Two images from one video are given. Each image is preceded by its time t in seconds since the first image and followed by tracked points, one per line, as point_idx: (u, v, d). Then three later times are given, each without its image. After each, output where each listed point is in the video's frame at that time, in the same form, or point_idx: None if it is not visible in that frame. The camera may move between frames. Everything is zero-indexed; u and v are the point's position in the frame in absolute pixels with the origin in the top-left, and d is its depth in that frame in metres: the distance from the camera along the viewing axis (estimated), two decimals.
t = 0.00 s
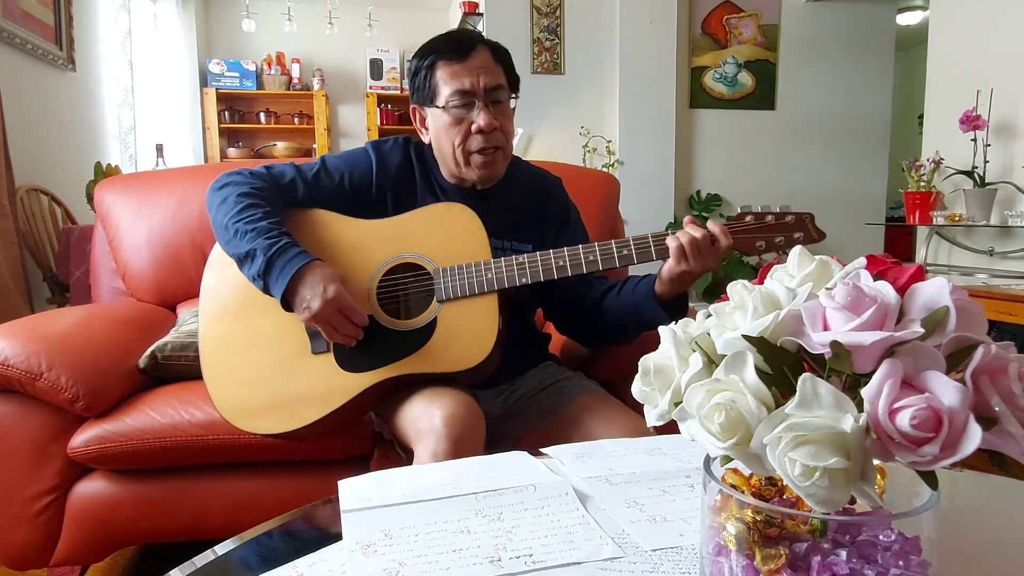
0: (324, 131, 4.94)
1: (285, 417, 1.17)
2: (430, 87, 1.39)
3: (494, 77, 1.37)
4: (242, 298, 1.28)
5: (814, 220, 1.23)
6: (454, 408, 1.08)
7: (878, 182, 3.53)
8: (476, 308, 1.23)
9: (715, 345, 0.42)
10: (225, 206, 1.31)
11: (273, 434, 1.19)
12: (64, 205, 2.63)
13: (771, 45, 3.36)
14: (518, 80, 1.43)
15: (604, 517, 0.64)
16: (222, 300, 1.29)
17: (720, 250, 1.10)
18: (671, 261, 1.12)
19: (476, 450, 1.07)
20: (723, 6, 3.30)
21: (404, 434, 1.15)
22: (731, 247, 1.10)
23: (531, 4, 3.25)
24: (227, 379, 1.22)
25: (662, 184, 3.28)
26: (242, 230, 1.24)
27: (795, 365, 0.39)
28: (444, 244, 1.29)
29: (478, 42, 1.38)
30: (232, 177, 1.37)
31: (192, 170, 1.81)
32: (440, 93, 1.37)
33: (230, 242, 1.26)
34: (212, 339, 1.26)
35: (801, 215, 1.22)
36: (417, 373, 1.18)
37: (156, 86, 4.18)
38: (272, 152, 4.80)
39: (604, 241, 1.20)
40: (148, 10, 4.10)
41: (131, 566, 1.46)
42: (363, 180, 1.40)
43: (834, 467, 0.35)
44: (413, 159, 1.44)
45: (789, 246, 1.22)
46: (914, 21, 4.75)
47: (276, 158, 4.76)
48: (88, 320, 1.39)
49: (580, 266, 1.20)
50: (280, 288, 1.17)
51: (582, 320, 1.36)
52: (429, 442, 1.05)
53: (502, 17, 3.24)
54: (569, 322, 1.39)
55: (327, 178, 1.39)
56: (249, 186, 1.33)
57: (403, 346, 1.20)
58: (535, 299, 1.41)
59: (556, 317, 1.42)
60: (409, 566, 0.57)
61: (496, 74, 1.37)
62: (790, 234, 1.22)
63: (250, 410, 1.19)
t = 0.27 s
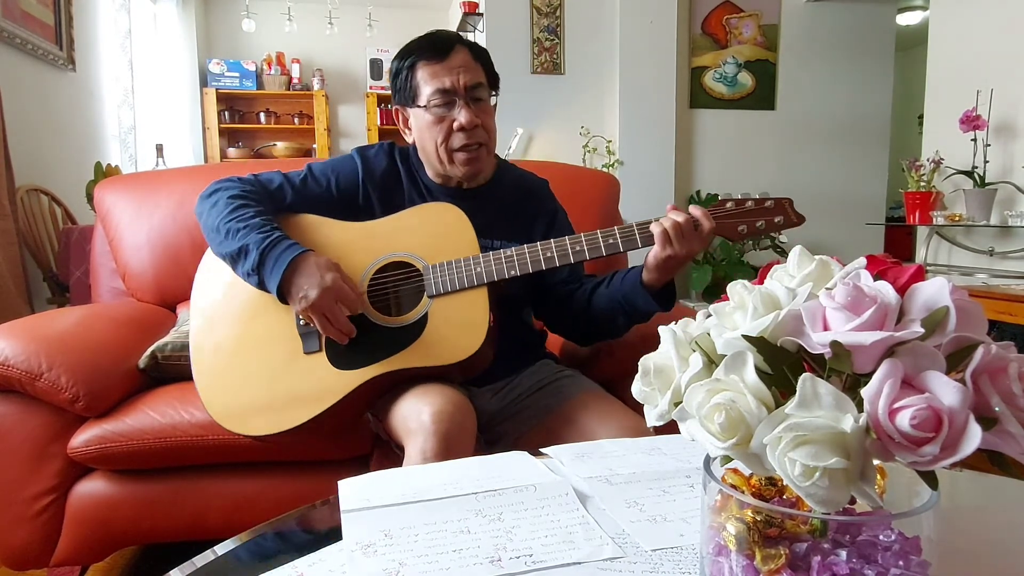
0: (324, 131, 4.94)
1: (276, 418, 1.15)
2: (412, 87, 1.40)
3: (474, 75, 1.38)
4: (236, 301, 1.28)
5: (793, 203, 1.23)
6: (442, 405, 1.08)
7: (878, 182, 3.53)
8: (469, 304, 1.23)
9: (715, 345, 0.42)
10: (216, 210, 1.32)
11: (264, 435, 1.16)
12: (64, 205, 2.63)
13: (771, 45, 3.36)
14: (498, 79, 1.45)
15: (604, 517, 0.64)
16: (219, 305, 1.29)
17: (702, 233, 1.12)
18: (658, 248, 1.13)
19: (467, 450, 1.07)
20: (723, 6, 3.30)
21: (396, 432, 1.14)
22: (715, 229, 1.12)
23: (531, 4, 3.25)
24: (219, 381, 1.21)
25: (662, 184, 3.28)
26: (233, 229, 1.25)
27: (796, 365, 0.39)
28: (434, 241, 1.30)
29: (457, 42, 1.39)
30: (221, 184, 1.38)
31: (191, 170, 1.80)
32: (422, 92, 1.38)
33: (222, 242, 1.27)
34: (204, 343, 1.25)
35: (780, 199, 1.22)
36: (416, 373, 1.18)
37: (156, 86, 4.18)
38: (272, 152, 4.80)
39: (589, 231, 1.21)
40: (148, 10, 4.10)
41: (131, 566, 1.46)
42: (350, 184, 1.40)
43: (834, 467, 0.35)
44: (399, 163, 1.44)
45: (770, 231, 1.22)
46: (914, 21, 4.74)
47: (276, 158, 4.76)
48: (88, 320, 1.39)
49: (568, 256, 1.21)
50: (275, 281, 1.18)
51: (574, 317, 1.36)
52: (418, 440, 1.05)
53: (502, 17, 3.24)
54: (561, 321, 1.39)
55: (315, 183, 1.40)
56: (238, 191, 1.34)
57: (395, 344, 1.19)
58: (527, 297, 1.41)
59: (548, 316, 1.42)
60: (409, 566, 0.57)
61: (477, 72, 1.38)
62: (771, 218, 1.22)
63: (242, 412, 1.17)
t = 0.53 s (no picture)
0: (324, 131, 4.94)
1: (276, 417, 1.15)
2: (408, 90, 1.40)
3: (470, 77, 1.38)
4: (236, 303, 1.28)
5: (785, 200, 1.23)
6: (441, 404, 1.08)
7: (878, 182, 3.53)
8: (468, 302, 1.23)
9: (715, 345, 0.42)
10: (214, 212, 1.32)
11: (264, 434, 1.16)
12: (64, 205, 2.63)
13: (771, 45, 3.36)
14: (494, 81, 1.45)
15: (604, 517, 0.64)
16: (219, 305, 1.29)
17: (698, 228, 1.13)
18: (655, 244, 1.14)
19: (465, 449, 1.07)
20: (723, 6, 3.30)
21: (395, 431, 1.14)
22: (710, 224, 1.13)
23: (531, 4, 3.25)
24: (219, 381, 1.21)
25: (662, 184, 3.28)
26: (232, 230, 1.26)
27: (795, 365, 0.39)
28: (432, 241, 1.30)
29: (453, 45, 1.39)
30: (219, 188, 1.39)
31: (191, 170, 1.80)
32: (418, 95, 1.38)
33: (221, 244, 1.27)
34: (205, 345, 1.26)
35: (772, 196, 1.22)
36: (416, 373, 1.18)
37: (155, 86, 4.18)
38: (272, 152, 4.79)
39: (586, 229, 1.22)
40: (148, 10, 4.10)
41: (131, 566, 1.46)
42: (347, 185, 1.40)
43: (834, 467, 0.36)
44: (396, 165, 1.44)
45: (763, 228, 1.22)
46: (914, 21, 4.74)
47: (276, 158, 4.76)
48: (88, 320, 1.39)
49: (565, 254, 1.22)
50: (274, 279, 1.18)
51: (572, 316, 1.36)
52: (417, 438, 1.05)
53: (502, 17, 3.24)
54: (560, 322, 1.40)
55: (312, 185, 1.40)
56: (236, 193, 1.35)
57: (393, 342, 1.19)
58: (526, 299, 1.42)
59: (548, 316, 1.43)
60: (409, 566, 0.57)
61: (472, 75, 1.39)
62: (764, 215, 1.22)
63: (241, 412, 1.17)
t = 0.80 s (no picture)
0: (324, 131, 4.94)
1: (277, 417, 1.15)
2: (412, 89, 1.40)
3: (474, 77, 1.38)
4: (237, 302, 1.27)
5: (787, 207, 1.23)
6: (442, 408, 1.08)
7: (878, 182, 3.53)
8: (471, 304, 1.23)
9: (715, 345, 0.42)
10: (219, 211, 1.32)
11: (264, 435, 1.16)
12: (64, 205, 2.63)
13: (771, 45, 3.36)
14: (498, 81, 1.45)
15: (604, 517, 0.64)
16: (219, 305, 1.29)
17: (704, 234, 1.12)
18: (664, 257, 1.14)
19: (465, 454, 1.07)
20: (723, 6, 3.30)
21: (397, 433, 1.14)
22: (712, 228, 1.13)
23: (531, 4, 3.25)
24: (218, 380, 1.20)
25: (662, 184, 3.28)
26: (237, 231, 1.25)
27: (796, 365, 0.39)
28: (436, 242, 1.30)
29: (458, 45, 1.40)
30: (223, 186, 1.38)
31: (191, 170, 1.80)
32: (422, 95, 1.38)
33: (226, 244, 1.27)
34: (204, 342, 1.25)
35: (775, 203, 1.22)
36: (416, 373, 1.18)
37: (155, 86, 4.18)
38: (272, 152, 4.80)
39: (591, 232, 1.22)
40: (148, 10, 4.10)
41: (131, 566, 1.46)
42: (351, 185, 1.40)
43: (834, 467, 0.35)
44: (400, 166, 1.44)
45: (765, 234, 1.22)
46: (914, 21, 4.75)
47: (276, 158, 4.77)
48: (88, 320, 1.38)
49: (569, 258, 1.22)
50: (279, 282, 1.18)
51: (581, 319, 1.36)
52: (419, 441, 1.05)
53: (502, 17, 3.24)
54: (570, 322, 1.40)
55: (315, 184, 1.40)
56: (241, 192, 1.34)
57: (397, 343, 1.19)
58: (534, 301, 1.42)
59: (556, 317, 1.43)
60: (409, 566, 0.57)
61: (477, 75, 1.39)
62: (766, 221, 1.22)
63: (241, 411, 1.17)
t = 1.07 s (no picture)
0: (324, 131, 4.94)
1: (279, 416, 1.16)
2: (421, 89, 1.40)
3: (483, 79, 1.39)
4: (238, 302, 1.28)
5: (793, 210, 1.25)
6: (445, 404, 1.08)
7: (878, 182, 3.53)
8: (472, 304, 1.23)
9: (715, 345, 0.42)
10: (223, 203, 1.31)
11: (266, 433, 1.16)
12: (64, 205, 2.63)
13: (771, 45, 3.36)
14: (507, 83, 1.45)
15: (604, 517, 0.64)
16: (220, 304, 1.29)
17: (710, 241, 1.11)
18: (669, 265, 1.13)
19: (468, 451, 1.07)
20: (723, 6, 3.30)
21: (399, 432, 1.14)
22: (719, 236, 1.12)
23: (531, 4, 3.25)
24: (220, 380, 1.20)
25: (662, 184, 3.28)
26: (241, 224, 1.24)
27: (796, 365, 0.39)
28: (439, 241, 1.30)
29: (468, 45, 1.40)
30: (228, 178, 1.38)
31: (191, 170, 1.80)
32: (431, 95, 1.38)
33: (229, 237, 1.26)
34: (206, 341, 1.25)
35: (781, 206, 1.24)
36: (416, 373, 1.18)
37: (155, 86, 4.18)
38: (272, 152, 4.80)
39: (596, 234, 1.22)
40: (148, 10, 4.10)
41: (131, 566, 1.46)
42: (357, 182, 1.40)
43: (834, 467, 0.35)
44: (406, 163, 1.44)
45: (772, 238, 1.24)
46: (914, 21, 4.75)
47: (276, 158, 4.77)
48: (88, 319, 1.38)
49: (574, 258, 1.22)
50: (283, 277, 1.17)
51: (586, 320, 1.36)
52: (422, 438, 1.05)
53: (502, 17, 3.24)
54: (573, 323, 1.40)
55: (321, 180, 1.40)
56: (246, 185, 1.34)
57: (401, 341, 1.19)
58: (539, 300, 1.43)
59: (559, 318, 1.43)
60: (409, 566, 0.57)
61: (486, 76, 1.39)
62: (773, 225, 1.23)
63: (244, 409, 1.17)
